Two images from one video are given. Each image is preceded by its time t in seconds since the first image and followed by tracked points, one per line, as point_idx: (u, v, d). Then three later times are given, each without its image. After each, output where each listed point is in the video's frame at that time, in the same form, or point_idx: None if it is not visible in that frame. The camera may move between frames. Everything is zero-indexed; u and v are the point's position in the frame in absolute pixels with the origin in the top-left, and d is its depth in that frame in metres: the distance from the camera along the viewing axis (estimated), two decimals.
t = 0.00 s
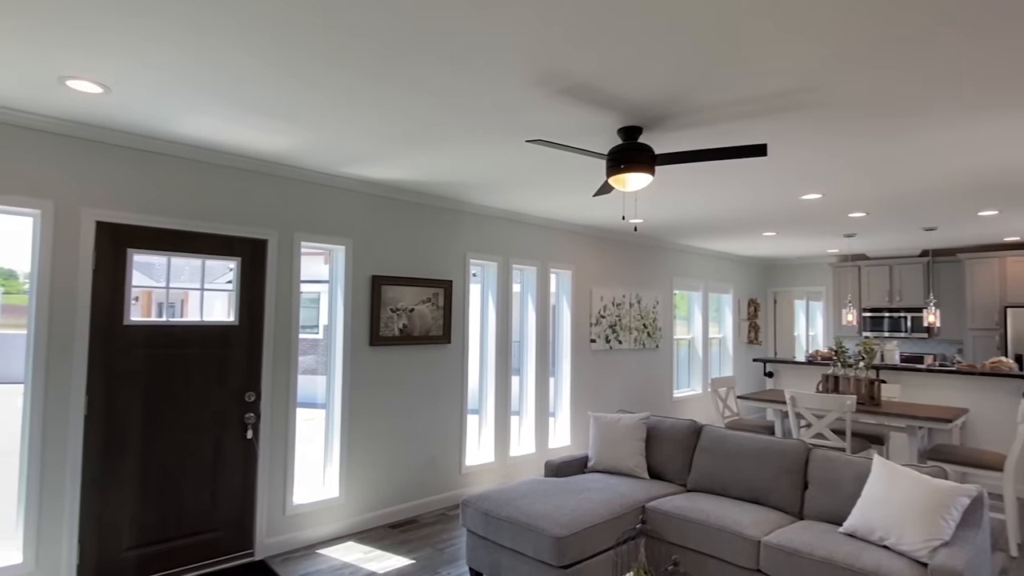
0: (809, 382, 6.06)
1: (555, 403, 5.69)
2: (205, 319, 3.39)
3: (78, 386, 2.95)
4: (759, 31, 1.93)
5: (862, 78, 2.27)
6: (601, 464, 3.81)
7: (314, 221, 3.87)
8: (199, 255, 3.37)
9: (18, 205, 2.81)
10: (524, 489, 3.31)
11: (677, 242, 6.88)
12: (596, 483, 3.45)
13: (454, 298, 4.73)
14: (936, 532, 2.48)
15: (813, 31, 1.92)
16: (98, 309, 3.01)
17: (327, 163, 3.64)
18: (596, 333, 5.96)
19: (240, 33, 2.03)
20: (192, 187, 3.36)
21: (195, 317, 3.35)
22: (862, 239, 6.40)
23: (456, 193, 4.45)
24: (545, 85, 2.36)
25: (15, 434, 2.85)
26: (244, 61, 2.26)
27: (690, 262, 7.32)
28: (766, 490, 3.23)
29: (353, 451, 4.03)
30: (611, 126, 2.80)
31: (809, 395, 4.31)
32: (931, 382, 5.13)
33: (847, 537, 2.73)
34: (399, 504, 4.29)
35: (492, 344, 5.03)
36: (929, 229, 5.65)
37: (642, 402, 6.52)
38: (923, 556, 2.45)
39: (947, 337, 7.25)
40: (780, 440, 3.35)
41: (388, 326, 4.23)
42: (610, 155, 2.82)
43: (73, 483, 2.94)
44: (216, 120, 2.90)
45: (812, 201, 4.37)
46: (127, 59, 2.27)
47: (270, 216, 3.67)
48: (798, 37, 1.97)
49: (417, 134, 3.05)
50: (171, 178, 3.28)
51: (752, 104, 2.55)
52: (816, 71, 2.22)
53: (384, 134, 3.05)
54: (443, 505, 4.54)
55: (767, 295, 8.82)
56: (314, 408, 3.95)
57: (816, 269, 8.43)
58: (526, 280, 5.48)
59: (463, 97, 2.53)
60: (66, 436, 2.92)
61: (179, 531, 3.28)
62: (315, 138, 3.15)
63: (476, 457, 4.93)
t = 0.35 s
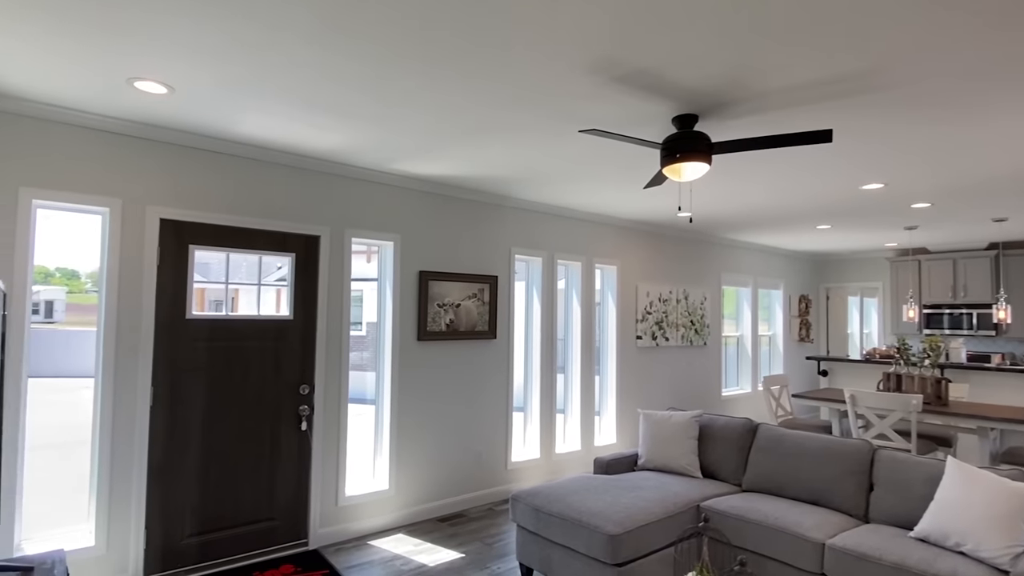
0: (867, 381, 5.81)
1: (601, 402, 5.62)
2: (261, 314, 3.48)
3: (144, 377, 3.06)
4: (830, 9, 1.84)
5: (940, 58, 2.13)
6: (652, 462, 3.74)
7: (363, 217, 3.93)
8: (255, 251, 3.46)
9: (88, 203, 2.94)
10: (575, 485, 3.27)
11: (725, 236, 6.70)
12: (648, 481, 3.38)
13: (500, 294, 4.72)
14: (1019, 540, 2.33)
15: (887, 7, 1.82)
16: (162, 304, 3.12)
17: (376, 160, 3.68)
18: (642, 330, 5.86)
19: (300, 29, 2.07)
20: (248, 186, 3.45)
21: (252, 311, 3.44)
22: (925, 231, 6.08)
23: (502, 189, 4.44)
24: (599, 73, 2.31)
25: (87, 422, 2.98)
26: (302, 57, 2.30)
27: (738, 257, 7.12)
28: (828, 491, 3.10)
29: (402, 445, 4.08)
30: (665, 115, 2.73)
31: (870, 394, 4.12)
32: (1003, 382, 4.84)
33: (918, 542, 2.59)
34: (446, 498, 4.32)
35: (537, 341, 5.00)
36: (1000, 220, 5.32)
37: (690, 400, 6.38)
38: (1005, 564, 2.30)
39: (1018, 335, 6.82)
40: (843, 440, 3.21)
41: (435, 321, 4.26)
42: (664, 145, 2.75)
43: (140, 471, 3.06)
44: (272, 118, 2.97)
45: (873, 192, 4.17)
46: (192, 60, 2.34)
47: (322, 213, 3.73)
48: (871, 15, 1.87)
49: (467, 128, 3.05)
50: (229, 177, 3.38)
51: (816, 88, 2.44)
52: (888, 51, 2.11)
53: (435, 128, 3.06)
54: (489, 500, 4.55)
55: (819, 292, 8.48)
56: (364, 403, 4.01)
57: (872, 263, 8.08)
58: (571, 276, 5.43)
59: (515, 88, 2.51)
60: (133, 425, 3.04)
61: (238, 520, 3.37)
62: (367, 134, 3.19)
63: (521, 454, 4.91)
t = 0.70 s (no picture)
0: (912, 381, 5.60)
1: (634, 401, 5.52)
2: (299, 311, 3.48)
3: (186, 374, 3.09)
4: None
5: (1014, 40, 2.01)
6: (692, 464, 3.65)
7: (398, 215, 3.92)
8: (293, 249, 3.47)
9: (132, 201, 2.97)
10: (615, 486, 3.21)
11: (761, 232, 6.54)
12: (689, 483, 3.30)
13: (533, 291, 4.67)
14: None
15: None
16: (203, 301, 3.15)
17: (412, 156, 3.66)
18: (676, 328, 5.76)
19: (343, 23, 2.04)
20: (285, 184, 3.46)
21: (289, 309, 3.45)
22: (974, 226, 5.84)
23: (535, 185, 4.39)
24: (645, 63, 2.24)
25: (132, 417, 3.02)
26: (344, 54, 2.28)
27: (774, 253, 6.95)
28: (880, 496, 2.97)
29: (436, 443, 4.06)
30: (711, 106, 2.64)
31: (920, 395, 3.96)
32: None
33: (982, 551, 2.46)
34: (481, 496, 4.29)
35: (569, 339, 4.94)
36: None
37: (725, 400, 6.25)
38: None
39: None
40: (895, 443, 3.08)
41: (468, 318, 4.23)
42: (709, 137, 2.66)
43: (183, 466, 3.09)
44: (310, 115, 2.96)
45: (924, 184, 4.00)
46: (235, 57, 2.34)
47: (357, 211, 3.73)
48: None
49: (505, 123, 3.00)
50: (267, 175, 3.39)
51: (873, 76, 2.33)
52: (955, 35, 1.99)
53: (472, 123, 3.01)
54: (523, 499, 4.51)
55: (856, 288, 8.23)
56: (398, 401, 4.00)
57: (915, 259, 7.80)
58: (604, 273, 5.35)
59: (557, 80, 2.45)
60: (176, 421, 3.07)
61: (276, 516, 3.39)
62: (403, 130, 3.17)
63: (554, 453, 4.86)
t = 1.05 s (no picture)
0: (929, 380, 5.54)
1: (648, 399, 5.49)
2: (315, 309, 3.48)
3: (205, 371, 3.10)
4: None
5: None
6: (710, 462, 3.63)
7: (413, 212, 3.90)
8: (309, 247, 3.47)
9: (150, 199, 2.97)
10: (633, 485, 3.19)
11: (774, 229, 6.48)
12: (709, 482, 3.27)
13: (547, 289, 4.65)
14: None
15: None
16: (221, 299, 3.15)
17: (428, 154, 3.64)
18: (689, 326, 5.72)
19: (366, 18, 2.01)
20: (302, 182, 3.45)
21: (306, 307, 3.45)
22: (993, 222, 5.75)
23: (550, 182, 4.36)
24: (669, 58, 2.22)
25: (151, 414, 3.02)
26: (364, 50, 2.27)
27: (787, 250, 6.89)
28: (904, 496, 2.94)
29: (451, 441, 4.05)
30: (734, 101, 2.61)
31: (941, 394, 3.91)
32: None
33: (1011, 552, 2.42)
34: (496, 495, 4.28)
35: (583, 337, 4.92)
36: None
37: (738, 398, 6.20)
38: None
39: None
40: (919, 443, 3.04)
41: (483, 316, 4.21)
42: (732, 132, 2.63)
43: (202, 463, 3.09)
44: (328, 112, 2.94)
45: (945, 180, 3.94)
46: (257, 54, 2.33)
47: (373, 208, 3.72)
48: None
49: (524, 119, 2.98)
50: (284, 172, 3.39)
51: (901, 70, 2.29)
52: (988, 28, 1.95)
53: (491, 119, 2.99)
54: (537, 498, 4.49)
55: (870, 286, 8.13)
56: (413, 400, 3.99)
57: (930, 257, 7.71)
58: (617, 270, 5.31)
59: (578, 75, 2.43)
60: (195, 419, 3.07)
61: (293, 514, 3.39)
62: (421, 126, 3.15)
63: (569, 452, 4.84)
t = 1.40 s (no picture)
0: (917, 376, 5.66)
1: (644, 397, 5.56)
2: (317, 307, 3.50)
3: (210, 370, 3.10)
4: None
5: None
6: (708, 458, 3.69)
7: (415, 212, 3.93)
8: (312, 246, 3.48)
9: (153, 198, 2.97)
10: (634, 480, 3.24)
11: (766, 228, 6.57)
12: (707, 477, 3.33)
13: (545, 288, 4.70)
14: None
15: None
16: (225, 297, 3.16)
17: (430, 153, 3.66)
18: (684, 324, 5.80)
19: (376, 19, 2.03)
20: (304, 181, 3.47)
21: (309, 305, 3.47)
22: (980, 222, 5.87)
23: (549, 181, 4.40)
24: (673, 62, 2.27)
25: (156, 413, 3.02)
26: (374, 51, 2.29)
27: (779, 249, 6.99)
28: (897, 489, 3.02)
29: (452, 439, 4.08)
30: (735, 104, 2.66)
31: (931, 389, 4.00)
32: None
33: (1001, 542, 2.51)
34: (496, 491, 4.32)
35: (581, 336, 4.97)
36: None
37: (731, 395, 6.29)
38: None
39: None
40: (911, 437, 3.12)
41: (483, 315, 4.25)
42: (733, 134, 2.69)
43: (207, 461, 3.10)
44: (332, 111, 2.96)
45: (935, 181, 4.03)
46: (264, 55, 2.34)
47: (375, 207, 3.74)
48: None
49: (527, 120, 3.02)
50: (286, 171, 3.40)
51: (897, 75, 2.36)
52: (983, 35, 2.02)
53: (495, 119, 3.03)
54: (536, 494, 4.54)
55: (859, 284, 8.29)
56: (413, 398, 4.03)
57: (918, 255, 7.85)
58: (614, 269, 5.37)
59: (584, 78, 2.47)
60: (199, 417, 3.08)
61: (297, 511, 3.41)
62: (424, 126, 3.18)
63: (567, 448, 4.89)
